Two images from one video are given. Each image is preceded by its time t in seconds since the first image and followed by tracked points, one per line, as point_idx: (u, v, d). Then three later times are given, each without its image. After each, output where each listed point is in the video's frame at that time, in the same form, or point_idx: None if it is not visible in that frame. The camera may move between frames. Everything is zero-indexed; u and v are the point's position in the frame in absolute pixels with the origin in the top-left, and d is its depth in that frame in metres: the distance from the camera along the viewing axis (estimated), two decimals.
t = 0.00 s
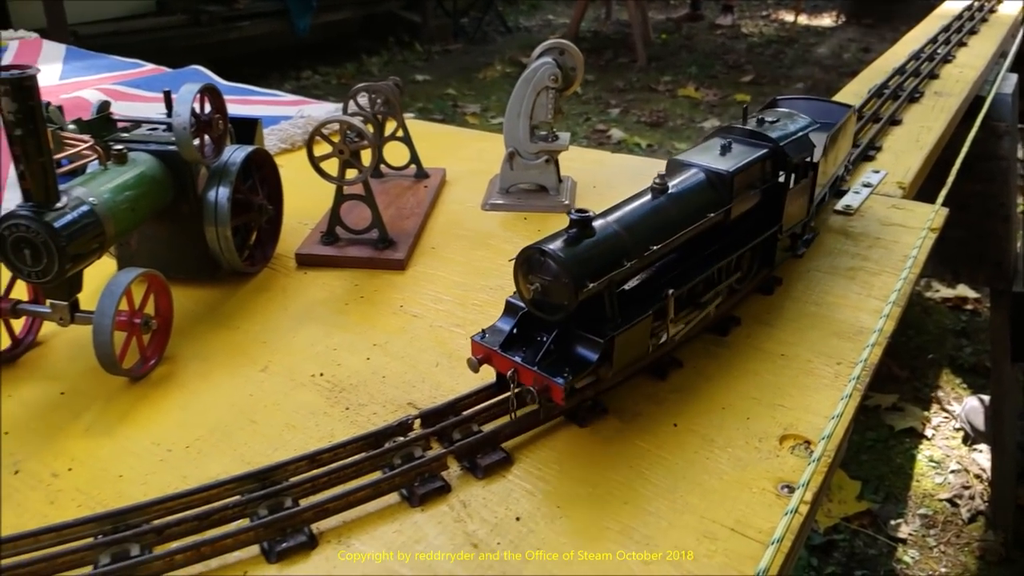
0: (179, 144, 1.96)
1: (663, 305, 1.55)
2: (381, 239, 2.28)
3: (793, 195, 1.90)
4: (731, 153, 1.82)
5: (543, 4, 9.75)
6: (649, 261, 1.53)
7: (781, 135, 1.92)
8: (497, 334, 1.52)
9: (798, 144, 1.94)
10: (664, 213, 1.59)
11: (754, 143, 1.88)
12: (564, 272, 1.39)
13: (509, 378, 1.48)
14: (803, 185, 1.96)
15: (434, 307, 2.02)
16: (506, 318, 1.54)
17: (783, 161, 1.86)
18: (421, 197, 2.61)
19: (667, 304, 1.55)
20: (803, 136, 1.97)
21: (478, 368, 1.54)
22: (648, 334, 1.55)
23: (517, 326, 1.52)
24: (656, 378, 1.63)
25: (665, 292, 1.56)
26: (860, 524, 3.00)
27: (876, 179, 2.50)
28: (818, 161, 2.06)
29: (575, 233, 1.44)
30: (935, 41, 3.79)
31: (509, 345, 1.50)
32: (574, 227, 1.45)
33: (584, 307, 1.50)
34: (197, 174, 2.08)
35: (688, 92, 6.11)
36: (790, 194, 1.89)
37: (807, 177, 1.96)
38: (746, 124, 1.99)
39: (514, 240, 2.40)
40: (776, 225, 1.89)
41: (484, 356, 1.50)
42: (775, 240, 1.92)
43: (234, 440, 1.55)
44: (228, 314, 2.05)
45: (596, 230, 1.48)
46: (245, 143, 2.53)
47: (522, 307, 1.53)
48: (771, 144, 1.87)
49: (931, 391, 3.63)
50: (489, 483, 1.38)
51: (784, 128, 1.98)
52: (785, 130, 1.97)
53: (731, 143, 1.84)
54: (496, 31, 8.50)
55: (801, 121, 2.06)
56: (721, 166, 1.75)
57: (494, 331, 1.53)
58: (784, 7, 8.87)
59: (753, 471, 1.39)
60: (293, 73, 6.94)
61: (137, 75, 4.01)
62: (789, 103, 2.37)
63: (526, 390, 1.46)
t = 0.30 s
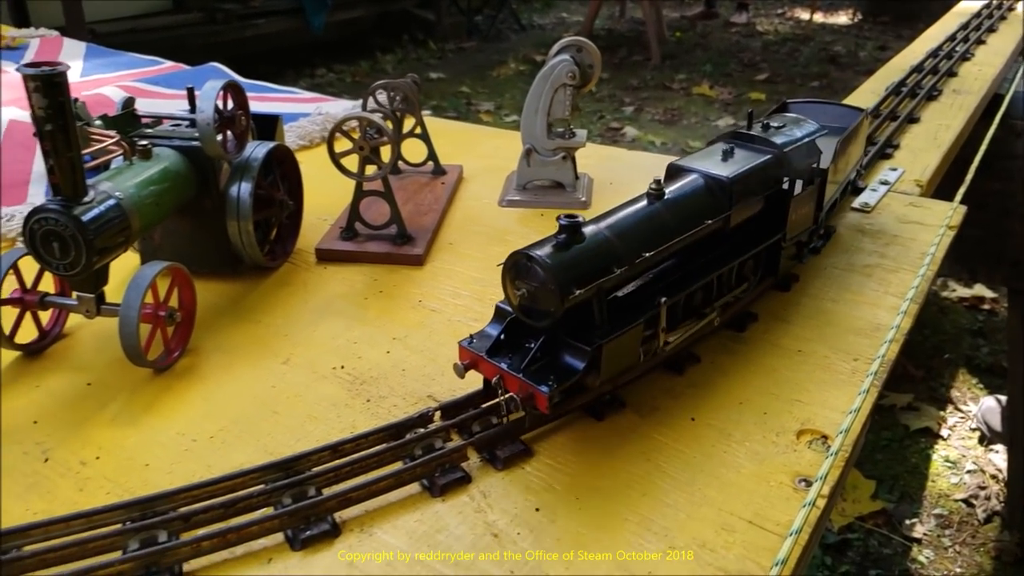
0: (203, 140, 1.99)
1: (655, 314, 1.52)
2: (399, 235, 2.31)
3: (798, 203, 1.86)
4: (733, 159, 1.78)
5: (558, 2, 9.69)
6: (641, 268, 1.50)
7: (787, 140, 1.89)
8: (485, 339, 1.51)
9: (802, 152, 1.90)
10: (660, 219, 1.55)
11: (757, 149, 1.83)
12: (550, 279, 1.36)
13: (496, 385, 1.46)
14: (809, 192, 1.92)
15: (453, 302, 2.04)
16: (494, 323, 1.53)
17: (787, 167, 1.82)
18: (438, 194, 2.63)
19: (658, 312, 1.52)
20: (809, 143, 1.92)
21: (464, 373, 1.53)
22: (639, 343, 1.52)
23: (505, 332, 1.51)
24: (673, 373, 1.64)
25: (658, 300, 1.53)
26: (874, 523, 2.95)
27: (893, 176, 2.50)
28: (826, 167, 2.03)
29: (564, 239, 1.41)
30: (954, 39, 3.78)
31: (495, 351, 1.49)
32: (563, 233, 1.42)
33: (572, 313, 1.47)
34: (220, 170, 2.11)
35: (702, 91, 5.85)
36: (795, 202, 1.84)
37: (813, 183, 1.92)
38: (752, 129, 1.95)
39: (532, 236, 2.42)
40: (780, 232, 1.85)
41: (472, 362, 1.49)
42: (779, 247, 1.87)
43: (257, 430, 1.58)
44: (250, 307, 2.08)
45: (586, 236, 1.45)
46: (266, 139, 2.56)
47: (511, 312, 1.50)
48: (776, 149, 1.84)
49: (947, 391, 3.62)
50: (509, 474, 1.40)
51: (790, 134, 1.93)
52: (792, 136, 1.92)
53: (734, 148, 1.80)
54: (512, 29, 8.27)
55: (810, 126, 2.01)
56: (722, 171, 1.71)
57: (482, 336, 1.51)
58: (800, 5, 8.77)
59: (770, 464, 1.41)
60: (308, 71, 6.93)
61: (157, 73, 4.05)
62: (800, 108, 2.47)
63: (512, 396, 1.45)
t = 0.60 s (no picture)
0: (223, 134, 2.02)
1: (642, 323, 1.50)
2: (415, 229, 2.32)
3: (801, 211, 1.81)
4: (733, 165, 1.74)
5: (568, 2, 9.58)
6: (629, 274, 1.48)
7: (789, 146, 1.83)
8: (468, 344, 1.51)
9: (807, 158, 1.83)
10: (651, 226, 1.54)
11: (758, 155, 1.79)
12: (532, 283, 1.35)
13: (477, 390, 1.46)
14: (812, 199, 1.86)
15: (469, 296, 2.06)
16: (480, 327, 1.53)
17: (790, 173, 1.78)
18: (453, 189, 2.65)
19: (648, 320, 1.50)
20: (813, 150, 1.86)
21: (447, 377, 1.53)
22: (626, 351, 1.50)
23: (490, 337, 1.51)
24: (690, 369, 1.65)
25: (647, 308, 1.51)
26: (887, 524, 2.63)
27: (910, 174, 2.50)
28: (832, 175, 1.96)
29: (551, 243, 1.40)
30: (972, 37, 3.76)
31: (478, 356, 1.48)
32: (550, 237, 1.41)
33: (559, 319, 1.46)
34: (240, 164, 2.13)
35: (716, 89, 5.27)
36: (797, 209, 1.80)
37: (815, 189, 1.86)
38: (755, 135, 1.91)
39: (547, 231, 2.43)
40: (780, 241, 1.82)
41: (454, 367, 1.49)
42: (779, 256, 1.83)
43: (278, 420, 1.60)
44: (268, 299, 2.10)
45: (573, 241, 1.44)
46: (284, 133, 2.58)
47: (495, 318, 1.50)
48: (776, 155, 1.78)
49: (960, 391, 3.16)
50: (525, 466, 1.41)
51: (795, 141, 1.87)
52: (795, 142, 1.86)
53: (733, 154, 1.77)
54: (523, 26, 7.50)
55: (816, 133, 1.95)
56: (719, 177, 1.68)
57: (466, 341, 1.51)
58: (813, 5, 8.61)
59: (786, 459, 1.43)
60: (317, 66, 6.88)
61: (172, 67, 4.07)
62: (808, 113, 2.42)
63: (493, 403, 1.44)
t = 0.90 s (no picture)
0: (244, 127, 2.04)
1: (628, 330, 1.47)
2: (432, 224, 2.34)
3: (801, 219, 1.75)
4: (731, 171, 1.70)
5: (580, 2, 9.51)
6: (615, 281, 1.45)
7: (789, 151, 1.76)
8: (451, 347, 1.49)
9: (806, 164, 1.75)
10: (642, 231, 1.50)
11: (757, 162, 1.74)
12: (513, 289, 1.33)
13: (457, 396, 1.45)
14: (815, 205, 1.80)
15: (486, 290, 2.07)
16: (463, 331, 1.51)
17: (789, 180, 1.72)
18: (469, 184, 2.66)
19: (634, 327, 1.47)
20: (815, 155, 1.78)
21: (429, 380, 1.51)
22: (611, 359, 1.47)
23: (473, 341, 1.48)
24: (707, 364, 1.66)
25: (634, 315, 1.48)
26: (899, 523, 2.50)
27: (927, 172, 2.50)
28: (838, 182, 1.89)
29: (535, 248, 1.37)
30: (990, 35, 3.75)
31: (460, 361, 1.47)
32: (534, 242, 1.38)
33: (542, 325, 1.44)
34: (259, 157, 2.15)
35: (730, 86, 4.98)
36: (798, 216, 1.74)
37: (818, 195, 1.80)
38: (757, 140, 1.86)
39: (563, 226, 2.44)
40: (780, 248, 1.75)
41: (435, 371, 1.48)
42: (778, 264, 1.77)
43: (298, 410, 1.62)
44: (287, 292, 2.12)
45: (559, 246, 1.41)
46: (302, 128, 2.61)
47: (477, 322, 1.48)
48: (777, 161, 1.73)
49: (976, 392, 3.01)
50: (542, 458, 1.43)
51: (796, 147, 1.80)
52: (797, 148, 1.79)
53: (732, 159, 1.72)
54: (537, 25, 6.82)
55: (821, 138, 1.87)
56: (715, 182, 1.63)
57: (449, 345, 1.50)
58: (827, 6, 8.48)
59: (803, 453, 1.44)
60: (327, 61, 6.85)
61: (188, 62, 4.09)
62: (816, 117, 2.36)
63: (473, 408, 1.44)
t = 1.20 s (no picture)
0: (265, 123, 2.07)
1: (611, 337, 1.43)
2: (449, 219, 2.36)
3: (801, 225, 1.70)
4: (727, 176, 1.67)
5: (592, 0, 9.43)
6: (600, 286, 1.42)
7: (788, 156, 1.73)
8: (433, 351, 1.45)
9: (803, 171, 1.72)
10: (631, 237, 1.46)
11: (755, 166, 1.71)
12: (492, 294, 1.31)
13: (438, 399, 1.42)
14: (815, 211, 1.74)
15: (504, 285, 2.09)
16: (447, 334, 1.47)
17: (787, 186, 1.67)
18: (486, 180, 2.68)
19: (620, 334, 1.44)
20: (813, 161, 1.75)
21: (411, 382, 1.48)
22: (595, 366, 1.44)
23: (455, 344, 1.45)
24: (725, 359, 1.68)
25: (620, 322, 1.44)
26: (912, 522, 2.42)
27: (944, 170, 2.50)
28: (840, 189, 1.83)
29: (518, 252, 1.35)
30: (1007, 33, 3.75)
31: (442, 364, 1.43)
32: (517, 245, 1.35)
33: (524, 329, 1.41)
34: (279, 153, 2.17)
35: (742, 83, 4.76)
36: (797, 224, 1.68)
37: (818, 202, 1.75)
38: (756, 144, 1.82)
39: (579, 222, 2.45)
40: (777, 256, 1.70)
41: (417, 374, 1.44)
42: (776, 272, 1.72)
43: (318, 402, 1.65)
44: (307, 285, 2.15)
45: (542, 250, 1.38)
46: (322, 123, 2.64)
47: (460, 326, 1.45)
48: (774, 166, 1.70)
49: (991, 392, 2.90)
50: (562, 450, 1.45)
51: (794, 153, 1.76)
52: (794, 153, 1.75)
53: (728, 164, 1.69)
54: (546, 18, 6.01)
55: (821, 144, 1.83)
56: (709, 188, 1.61)
57: (431, 347, 1.46)
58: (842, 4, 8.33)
59: (820, 447, 1.45)
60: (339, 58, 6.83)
61: (205, 58, 4.12)
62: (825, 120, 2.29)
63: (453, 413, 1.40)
